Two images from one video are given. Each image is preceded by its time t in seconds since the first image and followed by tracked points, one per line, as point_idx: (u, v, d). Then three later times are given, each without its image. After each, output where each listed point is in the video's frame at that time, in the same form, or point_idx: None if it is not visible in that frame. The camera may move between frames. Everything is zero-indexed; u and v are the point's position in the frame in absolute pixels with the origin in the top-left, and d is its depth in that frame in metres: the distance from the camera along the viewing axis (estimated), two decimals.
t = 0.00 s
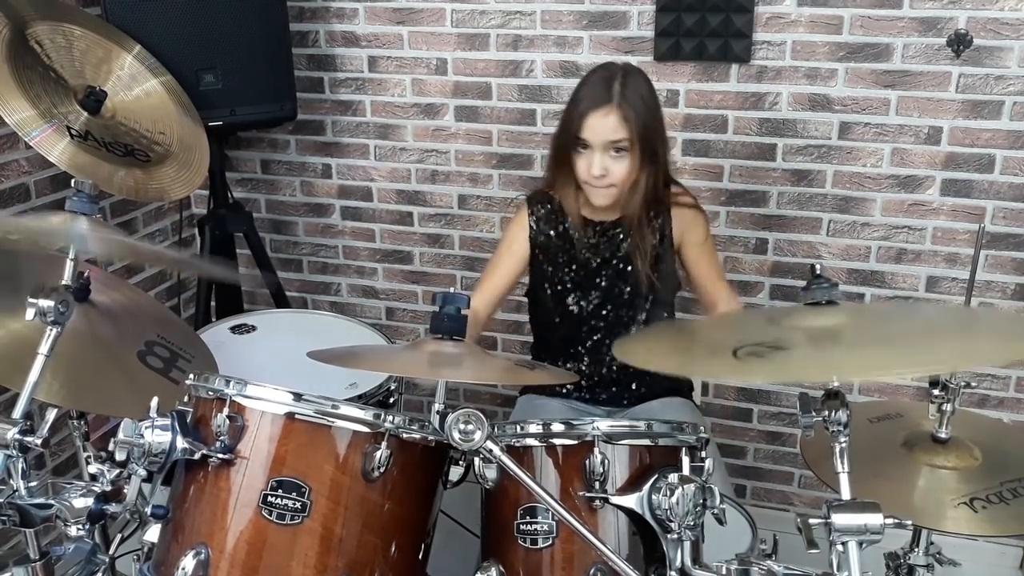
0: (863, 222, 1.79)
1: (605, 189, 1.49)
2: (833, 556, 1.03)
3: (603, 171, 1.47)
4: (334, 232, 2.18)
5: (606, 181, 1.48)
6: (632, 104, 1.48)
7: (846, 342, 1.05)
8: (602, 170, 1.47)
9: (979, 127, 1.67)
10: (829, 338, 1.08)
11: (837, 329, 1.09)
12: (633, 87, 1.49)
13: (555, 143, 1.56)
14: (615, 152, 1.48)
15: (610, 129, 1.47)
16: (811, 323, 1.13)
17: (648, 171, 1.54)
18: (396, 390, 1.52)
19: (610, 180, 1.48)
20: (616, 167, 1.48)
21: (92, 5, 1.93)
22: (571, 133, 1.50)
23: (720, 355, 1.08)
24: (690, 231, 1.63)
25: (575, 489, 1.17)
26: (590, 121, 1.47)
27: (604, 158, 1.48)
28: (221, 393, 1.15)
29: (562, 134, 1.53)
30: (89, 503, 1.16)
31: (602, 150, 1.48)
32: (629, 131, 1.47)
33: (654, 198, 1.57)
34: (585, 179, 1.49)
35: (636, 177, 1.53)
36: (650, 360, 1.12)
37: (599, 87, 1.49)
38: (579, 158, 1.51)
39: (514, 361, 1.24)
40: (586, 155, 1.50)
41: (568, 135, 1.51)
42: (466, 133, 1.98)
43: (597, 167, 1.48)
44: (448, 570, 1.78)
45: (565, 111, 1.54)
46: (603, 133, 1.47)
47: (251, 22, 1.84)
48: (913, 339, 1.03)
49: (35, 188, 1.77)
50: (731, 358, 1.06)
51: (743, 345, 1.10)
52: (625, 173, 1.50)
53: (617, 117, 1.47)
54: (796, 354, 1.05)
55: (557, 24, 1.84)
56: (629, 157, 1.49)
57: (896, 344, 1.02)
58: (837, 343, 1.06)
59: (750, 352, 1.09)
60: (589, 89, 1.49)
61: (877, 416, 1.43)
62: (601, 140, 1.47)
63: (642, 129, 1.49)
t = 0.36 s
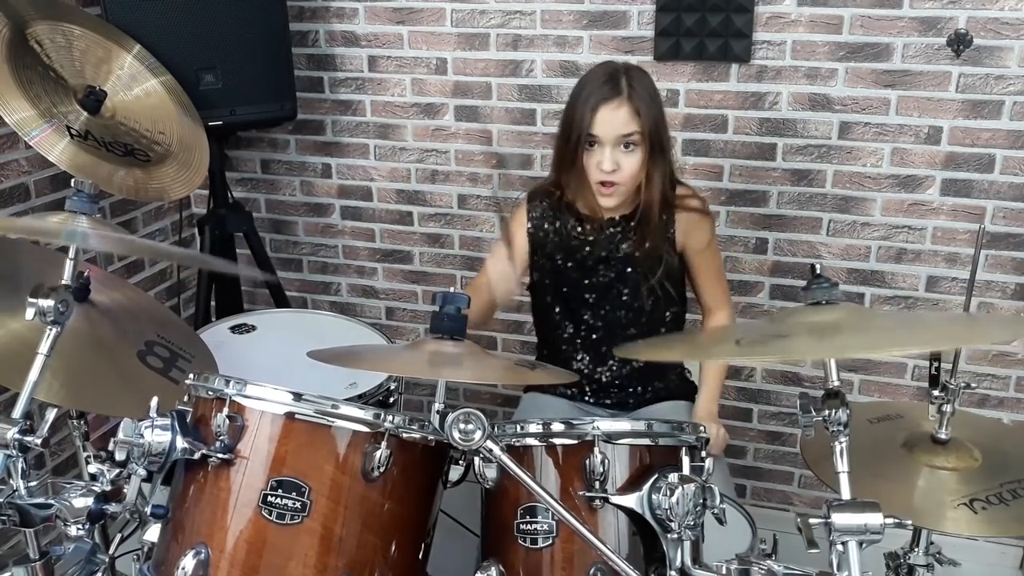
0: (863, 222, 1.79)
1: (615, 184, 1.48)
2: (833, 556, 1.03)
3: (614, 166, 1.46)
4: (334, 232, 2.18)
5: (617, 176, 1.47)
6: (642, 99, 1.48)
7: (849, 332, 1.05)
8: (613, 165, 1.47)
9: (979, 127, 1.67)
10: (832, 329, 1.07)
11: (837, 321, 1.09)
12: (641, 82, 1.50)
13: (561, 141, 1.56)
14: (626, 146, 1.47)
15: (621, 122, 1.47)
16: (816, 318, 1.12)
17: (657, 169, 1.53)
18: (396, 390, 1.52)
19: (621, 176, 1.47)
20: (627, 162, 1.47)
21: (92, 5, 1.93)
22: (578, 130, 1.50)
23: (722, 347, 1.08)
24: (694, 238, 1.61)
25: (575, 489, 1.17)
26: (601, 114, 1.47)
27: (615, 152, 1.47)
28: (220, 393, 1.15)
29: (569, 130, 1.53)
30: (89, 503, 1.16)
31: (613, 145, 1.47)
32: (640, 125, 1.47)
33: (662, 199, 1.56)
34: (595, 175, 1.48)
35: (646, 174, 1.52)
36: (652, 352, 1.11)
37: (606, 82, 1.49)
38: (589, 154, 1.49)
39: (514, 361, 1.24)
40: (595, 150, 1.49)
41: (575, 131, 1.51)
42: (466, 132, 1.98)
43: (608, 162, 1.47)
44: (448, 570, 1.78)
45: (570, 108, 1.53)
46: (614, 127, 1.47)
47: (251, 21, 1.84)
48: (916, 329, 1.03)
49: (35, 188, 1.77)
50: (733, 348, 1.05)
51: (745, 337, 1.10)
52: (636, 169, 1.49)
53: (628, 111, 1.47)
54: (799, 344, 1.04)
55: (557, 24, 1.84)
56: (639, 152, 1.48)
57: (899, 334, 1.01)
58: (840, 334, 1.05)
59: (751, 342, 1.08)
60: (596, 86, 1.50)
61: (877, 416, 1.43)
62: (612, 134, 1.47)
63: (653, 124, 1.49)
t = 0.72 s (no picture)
0: (863, 222, 1.79)
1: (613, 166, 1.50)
2: (833, 556, 1.03)
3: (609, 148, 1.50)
4: (334, 232, 2.18)
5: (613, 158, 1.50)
6: (629, 85, 1.54)
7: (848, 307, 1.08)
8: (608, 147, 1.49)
9: (979, 127, 1.67)
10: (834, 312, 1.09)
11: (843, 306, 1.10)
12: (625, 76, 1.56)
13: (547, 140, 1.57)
14: (620, 129, 1.51)
15: (611, 107, 1.51)
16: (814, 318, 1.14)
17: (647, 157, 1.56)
18: (397, 390, 1.52)
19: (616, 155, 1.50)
20: (620, 143, 1.51)
21: (92, 5, 1.93)
22: (568, 120, 1.52)
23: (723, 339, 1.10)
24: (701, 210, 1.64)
25: (575, 489, 1.17)
26: (590, 100, 1.51)
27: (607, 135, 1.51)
28: (220, 393, 1.15)
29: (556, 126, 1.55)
30: (89, 503, 1.16)
31: (607, 129, 1.51)
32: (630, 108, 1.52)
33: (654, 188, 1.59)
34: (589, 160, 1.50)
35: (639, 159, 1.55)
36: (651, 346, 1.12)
37: (588, 75, 1.55)
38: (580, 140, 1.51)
39: (514, 361, 1.24)
40: (588, 136, 1.51)
41: (563, 123, 1.53)
42: (466, 132, 1.98)
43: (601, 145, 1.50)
44: (448, 570, 1.78)
45: (554, 105, 1.57)
46: (605, 112, 1.51)
47: (251, 22, 1.84)
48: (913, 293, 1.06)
49: (35, 188, 1.77)
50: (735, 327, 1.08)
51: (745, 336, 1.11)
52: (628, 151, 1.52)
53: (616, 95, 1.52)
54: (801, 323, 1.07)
55: (557, 24, 1.84)
56: (632, 135, 1.53)
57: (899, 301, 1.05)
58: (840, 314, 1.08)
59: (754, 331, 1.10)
60: (578, 81, 1.54)
61: (877, 416, 1.43)
62: (604, 119, 1.51)
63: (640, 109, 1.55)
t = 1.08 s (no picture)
0: (863, 222, 1.79)
1: (626, 186, 1.49)
2: (833, 556, 1.03)
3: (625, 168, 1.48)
4: (334, 232, 2.18)
5: (627, 178, 1.48)
6: (654, 103, 1.51)
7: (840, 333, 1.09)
8: (623, 167, 1.48)
9: (979, 127, 1.67)
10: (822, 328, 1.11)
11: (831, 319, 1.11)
12: (650, 92, 1.53)
13: (565, 150, 1.57)
14: (637, 149, 1.49)
15: (630, 125, 1.49)
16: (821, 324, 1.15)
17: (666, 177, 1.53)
18: (396, 390, 1.52)
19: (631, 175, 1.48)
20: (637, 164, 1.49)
21: (92, 5, 1.93)
22: (585, 134, 1.51)
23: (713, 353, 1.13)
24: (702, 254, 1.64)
25: (575, 489, 1.17)
26: (609, 117, 1.49)
27: (623, 153, 1.49)
28: (220, 393, 1.15)
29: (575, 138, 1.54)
30: (89, 503, 1.16)
31: (625, 148, 1.49)
32: (650, 126, 1.49)
33: (670, 208, 1.56)
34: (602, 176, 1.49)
35: (656, 179, 1.52)
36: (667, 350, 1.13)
37: (612, 89, 1.52)
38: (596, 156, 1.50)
39: (514, 361, 1.24)
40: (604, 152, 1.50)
41: (581, 136, 1.52)
42: (466, 133, 1.98)
43: (616, 165, 1.48)
44: (448, 570, 1.78)
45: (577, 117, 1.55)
46: (623, 131, 1.48)
47: (251, 22, 1.85)
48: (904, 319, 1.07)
49: (35, 188, 1.77)
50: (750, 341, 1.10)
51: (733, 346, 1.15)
52: (645, 172, 1.50)
53: (637, 113, 1.49)
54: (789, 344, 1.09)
55: (557, 24, 1.84)
56: (650, 156, 1.50)
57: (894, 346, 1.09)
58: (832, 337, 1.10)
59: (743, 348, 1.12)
60: (600, 95, 1.52)
61: (877, 416, 1.43)
62: (622, 137, 1.49)
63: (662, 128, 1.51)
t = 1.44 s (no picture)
0: (863, 222, 1.79)
1: (619, 177, 1.50)
2: (833, 556, 1.03)
3: (619, 159, 1.50)
4: (334, 232, 2.18)
5: (620, 169, 1.50)
6: (644, 97, 1.54)
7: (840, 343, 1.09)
8: (616, 157, 1.50)
9: (979, 127, 1.67)
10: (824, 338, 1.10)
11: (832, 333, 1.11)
12: (642, 89, 1.56)
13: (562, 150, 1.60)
14: (629, 141, 1.52)
15: (622, 117, 1.52)
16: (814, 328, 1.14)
17: (660, 171, 1.56)
18: (396, 390, 1.52)
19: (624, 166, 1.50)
20: (630, 155, 1.51)
21: (92, 5, 1.93)
22: (579, 129, 1.54)
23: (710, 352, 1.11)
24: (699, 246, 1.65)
25: (575, 489, 1.17)
26: (601, 111, 1.52)
27: (615, 145, 1.51)
28: (220, 393, 1.15)
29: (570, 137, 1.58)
30: (89, 503, 1.16)
31: (617, 139, 1.52)
32: (642, 119, 1.53)
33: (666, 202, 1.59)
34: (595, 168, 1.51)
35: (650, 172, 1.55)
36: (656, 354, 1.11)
37: (605, 86, 1.56)
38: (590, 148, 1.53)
39: (514, 361, 1.24)
40: (598, 144, 1.53)
41: (576, 132, 1.55)
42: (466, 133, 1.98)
43: (609, 156, 1.51)
44: (447, 570, 1.78)
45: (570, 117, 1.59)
46: (614, 123, 1.52)
47: (251, 22, 1.85)
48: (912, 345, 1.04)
49: (35, 188, 1.77)
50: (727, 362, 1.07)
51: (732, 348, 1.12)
52: (638, 163, 1.52)
53: (628, 106, 1.53)
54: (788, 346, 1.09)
55: (557, 24, 1.84)
56: (642, 147, 1.53)
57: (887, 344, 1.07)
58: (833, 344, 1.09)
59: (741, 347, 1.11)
60: (593, 92, 1.56)
61: (877, 416, 1.43)
62: (613, 129, 1.52)
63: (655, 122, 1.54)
